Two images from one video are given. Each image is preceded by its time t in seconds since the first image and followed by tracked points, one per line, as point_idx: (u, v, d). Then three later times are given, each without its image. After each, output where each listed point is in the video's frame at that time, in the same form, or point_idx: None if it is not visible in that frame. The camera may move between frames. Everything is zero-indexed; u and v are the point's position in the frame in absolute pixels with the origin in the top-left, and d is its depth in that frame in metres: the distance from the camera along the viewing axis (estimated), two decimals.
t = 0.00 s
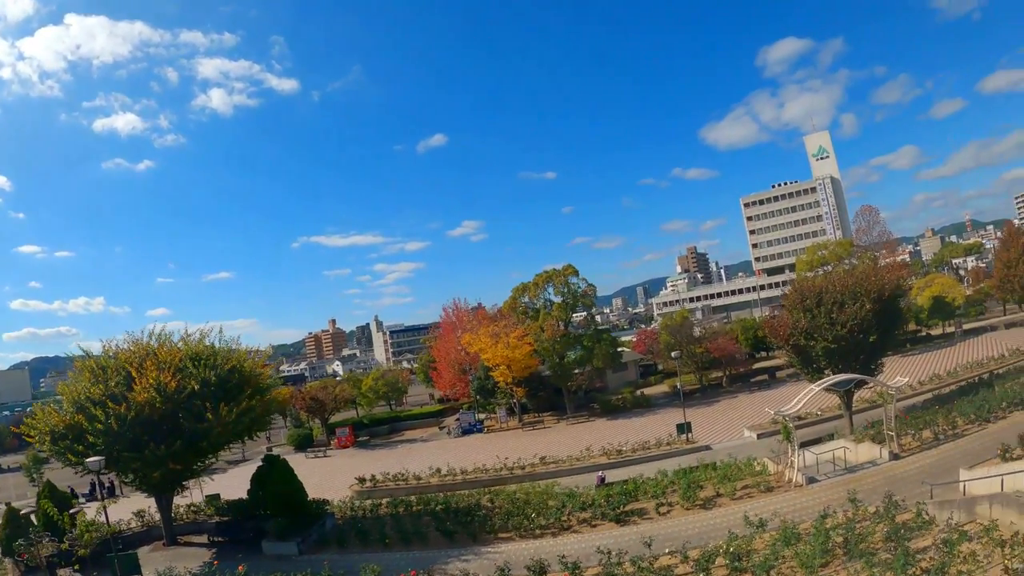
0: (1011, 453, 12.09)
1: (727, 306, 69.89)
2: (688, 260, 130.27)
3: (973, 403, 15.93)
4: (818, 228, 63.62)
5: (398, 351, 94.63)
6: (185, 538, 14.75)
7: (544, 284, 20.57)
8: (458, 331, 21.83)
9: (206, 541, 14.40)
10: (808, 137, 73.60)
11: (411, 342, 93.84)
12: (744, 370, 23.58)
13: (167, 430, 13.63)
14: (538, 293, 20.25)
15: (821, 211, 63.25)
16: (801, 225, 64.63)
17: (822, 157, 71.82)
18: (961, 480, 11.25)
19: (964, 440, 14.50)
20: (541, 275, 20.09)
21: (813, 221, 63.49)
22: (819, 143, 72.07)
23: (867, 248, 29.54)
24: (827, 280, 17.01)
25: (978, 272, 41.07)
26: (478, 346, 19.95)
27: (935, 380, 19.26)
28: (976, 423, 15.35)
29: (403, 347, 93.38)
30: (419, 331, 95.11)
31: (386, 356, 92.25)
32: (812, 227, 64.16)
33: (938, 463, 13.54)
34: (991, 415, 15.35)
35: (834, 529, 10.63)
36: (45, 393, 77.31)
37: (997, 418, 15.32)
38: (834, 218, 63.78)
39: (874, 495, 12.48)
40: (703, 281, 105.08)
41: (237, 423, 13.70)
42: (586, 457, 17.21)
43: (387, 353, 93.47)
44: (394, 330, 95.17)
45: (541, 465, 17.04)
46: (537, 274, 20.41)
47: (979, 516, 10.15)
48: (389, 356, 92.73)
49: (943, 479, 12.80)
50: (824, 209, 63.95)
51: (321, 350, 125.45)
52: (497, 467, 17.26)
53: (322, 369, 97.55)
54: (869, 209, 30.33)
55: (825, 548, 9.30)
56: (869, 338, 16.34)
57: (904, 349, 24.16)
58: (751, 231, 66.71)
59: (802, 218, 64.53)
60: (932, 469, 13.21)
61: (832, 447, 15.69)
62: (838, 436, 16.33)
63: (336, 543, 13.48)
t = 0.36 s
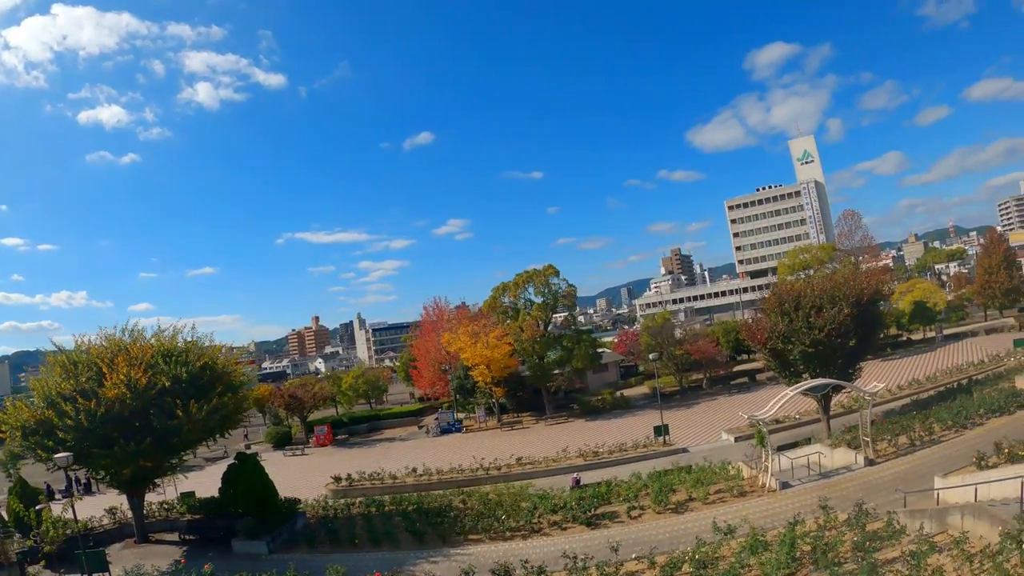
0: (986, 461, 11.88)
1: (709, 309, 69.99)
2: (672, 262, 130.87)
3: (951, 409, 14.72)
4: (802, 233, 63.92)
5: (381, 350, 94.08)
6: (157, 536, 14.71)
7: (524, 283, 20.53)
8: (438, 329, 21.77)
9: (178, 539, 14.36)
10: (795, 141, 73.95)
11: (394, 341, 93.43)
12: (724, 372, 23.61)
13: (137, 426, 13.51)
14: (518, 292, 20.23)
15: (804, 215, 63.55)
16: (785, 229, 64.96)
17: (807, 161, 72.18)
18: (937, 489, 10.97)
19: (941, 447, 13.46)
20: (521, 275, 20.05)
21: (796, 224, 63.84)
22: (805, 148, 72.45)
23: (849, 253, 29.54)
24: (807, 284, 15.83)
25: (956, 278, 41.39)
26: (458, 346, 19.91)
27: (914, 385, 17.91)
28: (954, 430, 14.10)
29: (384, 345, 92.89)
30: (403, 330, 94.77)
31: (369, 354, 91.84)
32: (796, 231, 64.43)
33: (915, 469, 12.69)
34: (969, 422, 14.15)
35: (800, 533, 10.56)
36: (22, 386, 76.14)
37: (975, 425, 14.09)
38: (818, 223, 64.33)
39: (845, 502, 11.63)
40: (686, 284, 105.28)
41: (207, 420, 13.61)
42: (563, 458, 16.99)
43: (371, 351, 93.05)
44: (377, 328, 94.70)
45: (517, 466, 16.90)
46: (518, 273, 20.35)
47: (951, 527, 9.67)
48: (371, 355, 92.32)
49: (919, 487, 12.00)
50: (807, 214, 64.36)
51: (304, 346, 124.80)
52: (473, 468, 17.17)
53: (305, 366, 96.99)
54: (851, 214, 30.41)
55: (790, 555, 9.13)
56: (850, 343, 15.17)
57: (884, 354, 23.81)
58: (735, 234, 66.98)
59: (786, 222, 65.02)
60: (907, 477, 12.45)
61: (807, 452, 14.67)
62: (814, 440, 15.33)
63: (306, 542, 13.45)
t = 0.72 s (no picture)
0: (969, 467, 11.59)
1: (699, 309, 70.02)
2: (664, 262, 131.09)
3: (937, 413, 14.30)
4: (792, 233, 64.01)
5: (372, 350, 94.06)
6: (139, 540, 14.65)
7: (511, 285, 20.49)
8: (425, 331, 21.76)
9: (159, 543, 14.30)
10: (786, 142, 74.15)
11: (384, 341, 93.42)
12: (713, 373, 23.55)
13: (118, 430, 13.45)
14: (505, 294, 20.20)
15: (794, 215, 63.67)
16: (775, 230, 65.10)
17: (797, 162, 72.43)
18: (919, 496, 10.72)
19: (925, 450, 13.08)
20: (508, 277, 20.03)
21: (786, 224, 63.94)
22: (795, 149, 72.69)
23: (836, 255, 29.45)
24: (792, 287, 15.69)
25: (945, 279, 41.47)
26: (445, 347, 19.87)
27: (901, 387, 17.67)
28: (939, 434, 13.68)
29: (375, 346, 92.95)
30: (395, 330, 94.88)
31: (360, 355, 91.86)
32: (786, 232, 64.48)
33: (898, 474, 12.45)
34: (955, 425, 13.71)
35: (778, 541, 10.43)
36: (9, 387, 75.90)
37: (961, 429, 13.65)
38: (807, 224, 64.58)
39: (825, 508, 11.46)
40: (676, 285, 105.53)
41: (187, 424, 13.55)
42: (548, 460, 16.94)
43: (361, 352, 93.05)
44: (368, 328, 94.73)
45: (502, 469, 16.84)
46: (505, 274, 20.32)
47: (929, 537, 9.54)
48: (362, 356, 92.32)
49: (902, 492, 11.79)
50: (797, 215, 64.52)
51: (295, 346, 124.72)
52: (458, 471, 17.10)
53: (295, 366, 97.09)
54: (840, 215, 30.18)
55: (764, 564, 8.95)
56: (835, 345, 15.01)
57: (873, 356, 23.66)
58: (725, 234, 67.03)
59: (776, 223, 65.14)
60: (890, 482, 12.23)
61: (790, 456, 14.44)
62: (798, 444, 15.07)
63: (287, 546, 13.42)
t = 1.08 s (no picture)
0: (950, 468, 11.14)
1: (687, 309, 69.96)
2: (653, 263, 131.30)
3: (918, 412, 13.76)
4: (778, 233, 64.04)
5: (360, 354, 93.94)
6: (120, 548, 14.61)
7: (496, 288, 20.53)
8: (411, 335, 21.80)
9: (141, 551, 14.27)
10: (773, 142, 74.60)
11: (372, 345, 93.27)
12: (699, 374, 23.52)
13: (95, 438, 13.38)
14: (490, 297, 20.15)
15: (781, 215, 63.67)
16: (762, 230, 65.13)
17: (785, 162, 72.87)
18: (897, 500, 10.28)
19: (907, 450, 12.65)
20: (493, 279, 20.10)
21: (774, 224, 63.94)
22: (782, 148, 73.08)
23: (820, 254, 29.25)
24: (774, 287, 15.39)
25: (933, 278, 41.49)
26: (430, 352, 19.81)
27: (887, 386, 17.52)
28: (922, 434, 13.12)
29: (364, 350, 92.87)
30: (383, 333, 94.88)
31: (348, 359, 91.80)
32: (774, 231, 64.40)
33: (880, 475, 12.04)
34: (937, 425, 13.19)
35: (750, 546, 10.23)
36: None
37: (944, 429, 13.10)
38: (795, 222, 64.82)
39: (801, 513, 11.19)
40: (666, 286, 105.62)
41: (165, 432, 13.50)
42: (531, 464, 16.89)
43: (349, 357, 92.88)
44: (357, 332, 94.56)
45: (485, 473, 16.79)
46: (490, 277, 20.42)
47: (903, 544, 9.11)
48: (351, 361, 92.19)
49: (882, 494, 11.40)
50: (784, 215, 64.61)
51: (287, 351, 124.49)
52: (442, 475, 17.06)
53: (285, 371, 97.17)
54: (824, 214, 29.88)
55: (732, 572, 8.78)
56: (818, 346, 14.72)
57: (860, 354, 23.50)
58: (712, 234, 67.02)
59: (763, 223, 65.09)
60: (870, 484, 11.82)
61: (772, 458, 14.16)
62: (781, 445, 14.74)
63: (266, 553, 13.41)
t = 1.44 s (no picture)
0: (928, 469, 10.71)
1: (675, 310, 69.83)
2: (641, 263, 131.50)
3: (899, 411, 13.37)
4: (764, 232, 63.94)
5: (349, 358, 93.81)
6: (101, 556, 14.51)
7: (479, 291, 20.64)
8: (395, 339, 21.82)
9: (121, 559, 14.16)
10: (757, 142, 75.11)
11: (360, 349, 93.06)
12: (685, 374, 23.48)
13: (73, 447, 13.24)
14: (473, 298, 20.60)
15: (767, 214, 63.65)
16: (749, 230, 65.07)
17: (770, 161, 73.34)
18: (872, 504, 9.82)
19: (888, 450, 12.19)
20: (475, 282, 20.32)
21: (760, 224, 63.92)
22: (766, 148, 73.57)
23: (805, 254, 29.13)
24: (753, 286, 15.27)
25: (919, 274, 41.59)
26: (415, 355, 19.69)
27: (872, 384, 17.41)
28: (902, 432, 12.68)
29: (353, 354, 92.69)
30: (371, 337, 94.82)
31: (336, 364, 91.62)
32: (760, 231, 64.33)
33: (859, 476, 11.63)
34: (918, 423, 12.77)
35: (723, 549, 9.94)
36: None
37: (924, 427, 12.69)
38: (780, 221, 65.08)
39: (772, 517, 10.98)
40: (655, 286, 105.65)
41: (143, 440, 13.48)
42: (514, 467, 16.85)
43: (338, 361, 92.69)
44: (345, 337, 94.42)
45: (467, 477, 16.75)
46: (473, 280, 20.68)
47: (873, 550, 8.54)
48: (339, 366, 92.03)
49: (859, 497, 11.01)
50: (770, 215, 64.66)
51: (276, 356, 124.16)
52: (424, 479, 17.04)
53: (274, 376, 97.06)
54: (810, 213, 29.85)
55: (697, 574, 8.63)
56: (798, 345, 14.54)
57: (847, 352, 23.42)
58: (700, 234, 66.92)
59: (750, 222, 65.02)
60: (846, 485, 11.41)
61: (751, 459, 13.99)
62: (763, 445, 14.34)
63: (245, 560, 13.34)
